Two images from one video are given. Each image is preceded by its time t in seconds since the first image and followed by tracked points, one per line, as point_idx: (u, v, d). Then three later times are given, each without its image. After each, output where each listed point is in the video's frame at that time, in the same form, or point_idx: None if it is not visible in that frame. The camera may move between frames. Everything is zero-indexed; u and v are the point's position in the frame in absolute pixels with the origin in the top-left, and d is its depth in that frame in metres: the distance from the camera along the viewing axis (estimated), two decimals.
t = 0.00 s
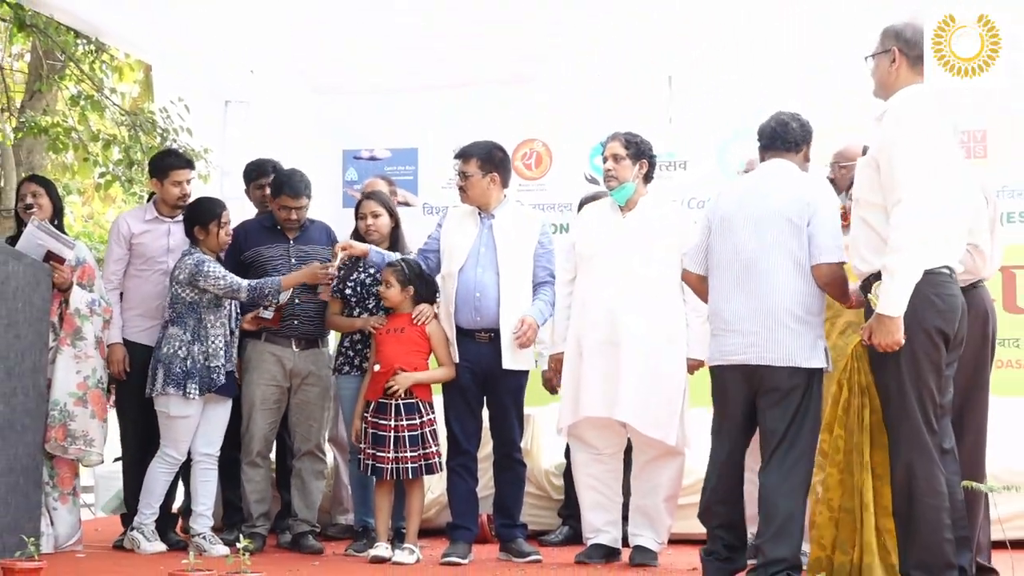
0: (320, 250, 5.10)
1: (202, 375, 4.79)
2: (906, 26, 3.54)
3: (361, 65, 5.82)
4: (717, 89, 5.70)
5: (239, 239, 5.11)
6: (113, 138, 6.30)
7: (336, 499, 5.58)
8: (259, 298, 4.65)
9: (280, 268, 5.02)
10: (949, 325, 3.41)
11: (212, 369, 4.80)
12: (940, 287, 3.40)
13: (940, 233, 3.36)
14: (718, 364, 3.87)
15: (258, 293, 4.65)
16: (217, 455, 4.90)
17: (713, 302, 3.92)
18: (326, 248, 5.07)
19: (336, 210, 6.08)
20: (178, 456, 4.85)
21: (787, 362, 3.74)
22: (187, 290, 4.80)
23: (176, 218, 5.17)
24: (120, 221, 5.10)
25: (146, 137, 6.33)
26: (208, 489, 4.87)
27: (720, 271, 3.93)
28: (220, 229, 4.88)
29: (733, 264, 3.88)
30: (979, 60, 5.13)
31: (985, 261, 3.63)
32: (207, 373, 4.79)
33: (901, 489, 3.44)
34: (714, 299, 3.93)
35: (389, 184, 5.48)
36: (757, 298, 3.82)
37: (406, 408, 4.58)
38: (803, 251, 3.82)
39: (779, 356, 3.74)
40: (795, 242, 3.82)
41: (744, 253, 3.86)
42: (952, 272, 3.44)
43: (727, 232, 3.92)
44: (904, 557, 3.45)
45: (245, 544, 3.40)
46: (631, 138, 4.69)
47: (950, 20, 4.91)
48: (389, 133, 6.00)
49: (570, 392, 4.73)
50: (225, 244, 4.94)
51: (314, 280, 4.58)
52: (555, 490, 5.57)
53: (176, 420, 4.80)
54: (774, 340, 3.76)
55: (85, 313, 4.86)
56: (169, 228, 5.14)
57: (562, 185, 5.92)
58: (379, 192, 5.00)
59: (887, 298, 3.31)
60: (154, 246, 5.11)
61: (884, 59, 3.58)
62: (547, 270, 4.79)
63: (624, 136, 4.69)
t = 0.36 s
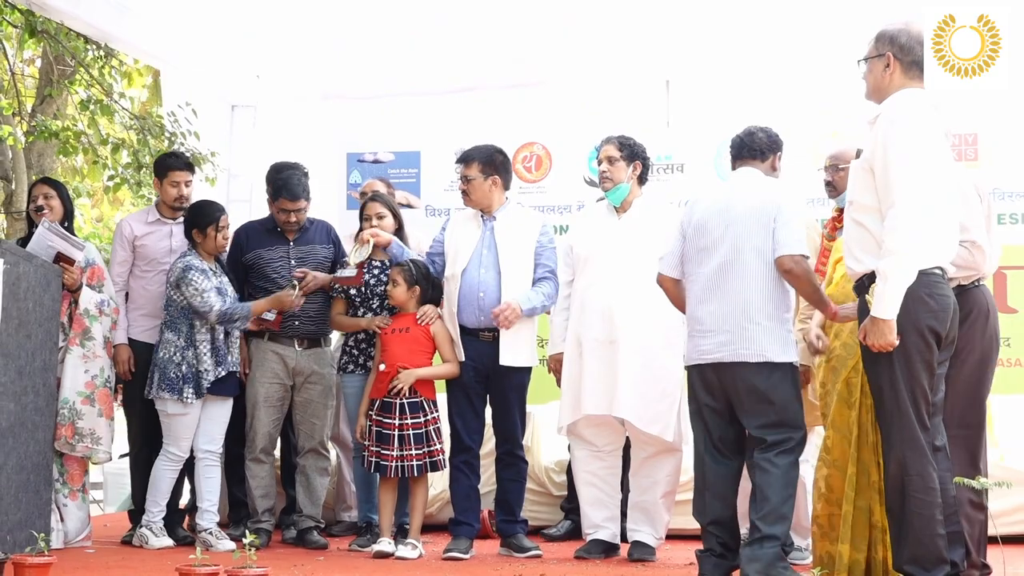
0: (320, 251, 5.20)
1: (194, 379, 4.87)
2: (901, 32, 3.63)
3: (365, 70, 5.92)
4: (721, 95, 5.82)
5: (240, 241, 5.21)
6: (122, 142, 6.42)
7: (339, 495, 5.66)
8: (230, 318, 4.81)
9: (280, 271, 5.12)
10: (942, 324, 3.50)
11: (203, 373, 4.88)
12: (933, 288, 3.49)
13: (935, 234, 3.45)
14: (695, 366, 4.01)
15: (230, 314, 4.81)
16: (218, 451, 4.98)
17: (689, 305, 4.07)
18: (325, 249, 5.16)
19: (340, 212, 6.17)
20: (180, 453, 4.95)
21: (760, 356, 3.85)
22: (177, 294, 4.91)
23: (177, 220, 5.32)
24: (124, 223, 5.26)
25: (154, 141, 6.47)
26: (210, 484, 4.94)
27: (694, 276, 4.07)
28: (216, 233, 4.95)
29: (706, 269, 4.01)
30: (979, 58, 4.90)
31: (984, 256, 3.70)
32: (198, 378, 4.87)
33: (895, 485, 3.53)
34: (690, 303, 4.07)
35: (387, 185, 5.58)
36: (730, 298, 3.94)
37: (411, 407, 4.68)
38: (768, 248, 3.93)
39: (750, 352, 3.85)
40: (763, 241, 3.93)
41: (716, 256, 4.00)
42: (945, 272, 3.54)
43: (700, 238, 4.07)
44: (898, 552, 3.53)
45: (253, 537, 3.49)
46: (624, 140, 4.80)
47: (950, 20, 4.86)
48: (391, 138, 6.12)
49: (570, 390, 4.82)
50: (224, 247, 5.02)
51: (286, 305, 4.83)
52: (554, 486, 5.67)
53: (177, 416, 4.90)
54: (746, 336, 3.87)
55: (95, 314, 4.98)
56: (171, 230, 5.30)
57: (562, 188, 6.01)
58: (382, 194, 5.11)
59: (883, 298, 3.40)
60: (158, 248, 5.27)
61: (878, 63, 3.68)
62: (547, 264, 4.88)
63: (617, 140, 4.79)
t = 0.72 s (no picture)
0: (318, 251, 5.20)
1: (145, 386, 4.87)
2: (901, 31, 3.63)
3: (365, 70, 5.92)
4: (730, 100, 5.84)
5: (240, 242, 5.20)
6: (122, 142, 6.43)
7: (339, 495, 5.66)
8: (158, 337, 4.83)
9: (279, 271, 5.12)
10: (940, 325, 3.51)
11: (150, 379, 4.86)
12: (932, 288, 3.49)
13: (934, 234, 3.45)
14: (703, 363, 4.06)
15: (159, 332, 4.83)
16: (207, 450, 4.96)
17: (693, 305, 4.15)
18: (325, 248, 5.17)
19: (340, 211, 6.16)
20: (170, 452, 4.92)
21: (774, 352, 3.95)
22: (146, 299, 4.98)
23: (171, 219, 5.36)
24: (118, 223, 5.31)
25: (155, 141, 6.47)
26: (205, 484, 4.93)
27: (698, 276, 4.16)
28: (197, 236, 4.96)
29: (713, 268, 4.10)
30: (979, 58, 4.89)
31: (998, 256, 3.72)
32: (147, 385, 4.87)
33: (894, 485, 3.53)
34: (695, 302, 4.15)
35: (384, 184, 5.58)
36: (738, 297, 4.04)
37: (412, 407, 4.68)
38: (778, 244, 4.05)
39: (764, 348, 3.95)
40: (773, 240, 4.06)
41: (722, 256, 4.10)
42: (944, 272, 3.54)
43: (705, 239, 4.16)
44: (898, 551, 3.53)
45: (253, 537, 3.49)
46: (619, 141, 4.81)
47: (951, 20, 4.84)
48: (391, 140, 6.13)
49: (570, 389, 4.83)
50: (203, 250, 5.02)
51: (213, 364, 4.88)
52: (554, 486, 5.66)
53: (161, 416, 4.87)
54: (759, 333, 3.97)
55: (95, 314, 5.01)
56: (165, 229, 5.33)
57: (562, 187, 5.99)
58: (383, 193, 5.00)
59: (875, 295, 3.41)
60: (152, 247, 5.30)
61: (878, 62, 3.68)
62: (541, 254, 4.83)
63: (610, 141, 4.80)
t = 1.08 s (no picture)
0: (321, 249, 5.21)
1: (135, 383, 4.86)
2: (902, 30, 3.63)
3: (366, 70, 5.92)
4: (732, 98, 5.84)
5: (242, 241, 5.20)
6: (123, 141, 6.44)
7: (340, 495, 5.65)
8: (148, 335, 4.82)
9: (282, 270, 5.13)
10: (939, 325, 3.51)
11: (140, 377, 4.85)
12: (931, 288, 3.50)
13: (933, 235, 3.46)
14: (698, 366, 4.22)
15: (149, 330, 4.82)
16: (206, 446, 4.98)
17: (689, 309, 4.29)
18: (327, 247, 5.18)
19: (341, 211, 6.16)
20: (166, 450, 4.90)
21: (771, 359, 4.09)
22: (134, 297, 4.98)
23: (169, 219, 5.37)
24: (115, 224, 5.33)
25: (155, 141, 6.48)
26: (204, 480, 4.95)
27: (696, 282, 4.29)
28: (181, 233, 4.94)
29: (713, 274, 4.23)
30: (979, 58, 4.87)
31: (1001, 256, 3.70)
32: (134, 383, 4.86)
33: (894, 485, 3.53)
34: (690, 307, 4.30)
35: (384, 184, 5.58)
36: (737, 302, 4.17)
37: (414, 407, 4.69)
38: (778, 253, 4.18)
39: (760, 354, 4.09)
40: (773, 248, 4.18)
41: (722, 262, 4.23)
42: (944, 272, 3.54)
43: (704, 244, 4.28)
44: (897, 551, 3.53)
45: (254, 537, 3.49)
46: (616, 141, 4.80)
47: (950, 20, 4.90)
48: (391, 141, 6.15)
49: (570, 388, 4.83)
50: (187, 248, 5.01)
51: (205, 359, 4.86)
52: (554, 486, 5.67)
53: (156, 413, 4.85)
54: (756, 339, 4.11)
55: (95, 313, 5.03)
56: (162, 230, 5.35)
57: (562, 187, 6.01)
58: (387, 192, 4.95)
59: (878, 300, 3.41)
60: (148, 248, 5.32)
61: (878, 61, 3.68)
62: (528, 253, 4.74)
63: (609, 141, 4.80)
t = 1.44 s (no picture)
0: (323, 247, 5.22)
1: (143, 383, 4.86)
2: (900, 29, 3.63)
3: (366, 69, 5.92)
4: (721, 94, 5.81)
5: (245, 239, 5.19)
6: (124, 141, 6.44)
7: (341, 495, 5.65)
8: (153, 334, 4.82)
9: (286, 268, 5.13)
10: (940, 324, 3.51)
11: (148, 376, 4.85)
12: (931, 287, 3.50)
13: (934, 234, 3.47)
14: (691, 369, 4.27)
15: (153, 328, 4.82)
16: (211, 449, 4.96)
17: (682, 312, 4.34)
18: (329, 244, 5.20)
19: (341, 210, 6.15)
20: (171, 450, 4.91)
21: (764, 363, 4.17)
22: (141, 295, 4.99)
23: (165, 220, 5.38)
24: (112, 227, 5.34)
25: (156, 140, 6.48)
26: (207, 483, 4.94)
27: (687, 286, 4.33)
28: (187, 232, 4.95)
29: (706, 279, 4.28)
30: (979, 58, 4.91)
31: (1000, 258, 3.72)
32: (143, 382, 4.86)
33: (895, 484, 3.53)
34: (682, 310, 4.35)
35: (385, 184, 5.57)
36: (729, 306, 4.23)
37: (413, 407, 4.69)
38: (769, 258, 4.25)
39: (754, 359, 4.17)
40: (765, 255, 4.25)
41: (714, 267, 4.27)
42: (944, 272, 3.54)
43: (694, 248, 4.33)
44: (898, 550, 3.52)
45: (255, 537, 3.48)
46: (616, 141, 4.79)
47: (950, 20, 4.88)
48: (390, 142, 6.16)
49: (568, 388, 4.84)
50: (195, 246, 5.02)
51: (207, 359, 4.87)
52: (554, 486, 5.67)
53: (162, 412, 4.86)
54: (749, 343, 4.18)
55: (96, 313, 5.05)
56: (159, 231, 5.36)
57: (562, 186, 6.00)
58: (392, 193, 4.90)
59: (876, 299, 3.41)
60: (146, 249, 5.34)
61: (877, 61, 3.68)
62: (505, 252, 4.61)
63: (609, 141, 4.79)
